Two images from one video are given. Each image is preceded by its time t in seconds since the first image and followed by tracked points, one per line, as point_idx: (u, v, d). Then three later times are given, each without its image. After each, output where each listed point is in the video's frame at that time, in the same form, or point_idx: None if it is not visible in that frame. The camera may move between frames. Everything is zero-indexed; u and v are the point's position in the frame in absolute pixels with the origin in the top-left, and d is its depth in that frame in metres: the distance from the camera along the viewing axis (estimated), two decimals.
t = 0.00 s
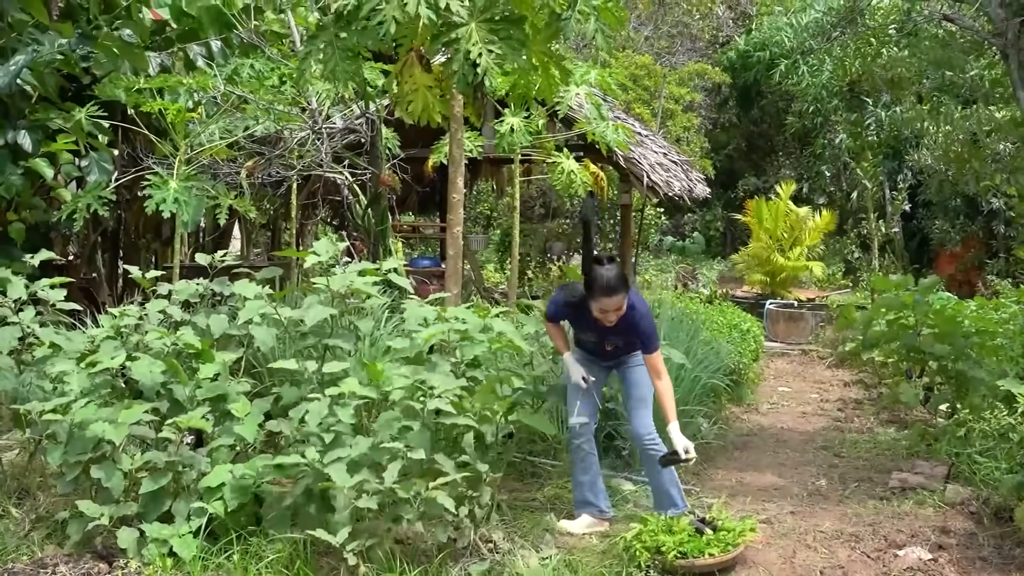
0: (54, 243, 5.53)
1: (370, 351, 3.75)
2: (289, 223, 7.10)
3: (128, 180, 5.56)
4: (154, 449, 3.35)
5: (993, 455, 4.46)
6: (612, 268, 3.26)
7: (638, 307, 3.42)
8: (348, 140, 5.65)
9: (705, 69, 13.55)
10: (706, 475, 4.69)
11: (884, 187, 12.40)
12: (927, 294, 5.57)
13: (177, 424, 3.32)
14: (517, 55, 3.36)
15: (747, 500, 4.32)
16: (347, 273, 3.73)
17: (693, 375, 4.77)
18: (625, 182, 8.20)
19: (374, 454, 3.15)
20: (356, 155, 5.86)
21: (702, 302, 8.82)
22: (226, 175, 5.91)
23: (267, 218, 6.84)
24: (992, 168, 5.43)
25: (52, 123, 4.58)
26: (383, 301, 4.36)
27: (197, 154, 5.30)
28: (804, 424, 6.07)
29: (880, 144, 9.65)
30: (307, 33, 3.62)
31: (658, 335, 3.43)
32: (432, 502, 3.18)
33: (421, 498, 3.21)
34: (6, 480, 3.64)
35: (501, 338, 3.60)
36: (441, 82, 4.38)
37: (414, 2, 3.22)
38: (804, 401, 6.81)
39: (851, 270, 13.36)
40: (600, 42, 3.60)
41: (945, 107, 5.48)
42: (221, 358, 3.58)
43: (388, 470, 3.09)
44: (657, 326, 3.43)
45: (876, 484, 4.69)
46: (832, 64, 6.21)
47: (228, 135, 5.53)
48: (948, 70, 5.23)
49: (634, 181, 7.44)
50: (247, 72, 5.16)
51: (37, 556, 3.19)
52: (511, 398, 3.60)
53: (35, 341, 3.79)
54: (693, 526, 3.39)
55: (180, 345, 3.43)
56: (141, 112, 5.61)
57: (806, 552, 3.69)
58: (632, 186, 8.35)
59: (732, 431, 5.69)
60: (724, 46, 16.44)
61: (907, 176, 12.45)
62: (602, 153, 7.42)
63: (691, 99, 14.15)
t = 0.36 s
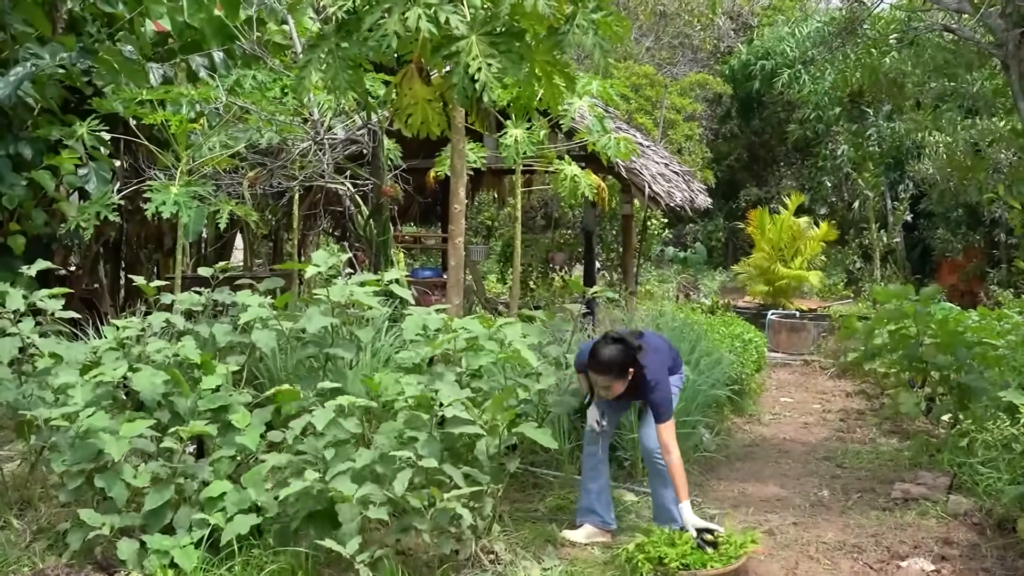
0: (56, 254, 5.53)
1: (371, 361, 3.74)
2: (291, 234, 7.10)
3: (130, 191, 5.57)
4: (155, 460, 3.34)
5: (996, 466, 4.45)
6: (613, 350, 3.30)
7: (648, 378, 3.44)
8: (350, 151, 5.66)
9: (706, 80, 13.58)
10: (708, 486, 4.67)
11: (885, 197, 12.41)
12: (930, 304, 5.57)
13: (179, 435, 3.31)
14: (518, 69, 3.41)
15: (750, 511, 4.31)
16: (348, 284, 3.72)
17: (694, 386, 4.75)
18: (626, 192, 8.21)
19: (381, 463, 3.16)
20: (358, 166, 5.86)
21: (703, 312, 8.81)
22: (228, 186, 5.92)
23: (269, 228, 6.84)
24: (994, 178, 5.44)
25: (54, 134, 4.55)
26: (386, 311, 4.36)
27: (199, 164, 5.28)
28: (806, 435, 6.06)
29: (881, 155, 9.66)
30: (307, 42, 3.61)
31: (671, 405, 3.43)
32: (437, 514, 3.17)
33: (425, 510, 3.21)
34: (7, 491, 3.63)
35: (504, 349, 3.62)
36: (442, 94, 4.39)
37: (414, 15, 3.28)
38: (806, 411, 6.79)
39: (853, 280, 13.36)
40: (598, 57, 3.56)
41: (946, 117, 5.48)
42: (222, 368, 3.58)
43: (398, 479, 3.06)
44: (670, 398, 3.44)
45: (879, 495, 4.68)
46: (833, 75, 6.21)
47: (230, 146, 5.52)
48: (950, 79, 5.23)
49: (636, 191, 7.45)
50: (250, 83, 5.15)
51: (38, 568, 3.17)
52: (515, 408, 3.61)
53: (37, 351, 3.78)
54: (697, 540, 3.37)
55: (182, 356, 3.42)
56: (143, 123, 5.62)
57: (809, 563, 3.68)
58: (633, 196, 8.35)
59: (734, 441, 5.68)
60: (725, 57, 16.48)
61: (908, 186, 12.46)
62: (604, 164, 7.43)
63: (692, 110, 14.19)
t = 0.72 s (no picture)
0: (57, 265, 5.54)
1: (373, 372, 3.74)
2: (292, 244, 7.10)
3: (131, 202, 5.58)
4: (156, 471, 3.33)
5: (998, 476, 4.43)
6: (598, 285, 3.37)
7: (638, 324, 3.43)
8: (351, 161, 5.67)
9: (706, 91, 13.60)
10: (709, 497, 4.66)
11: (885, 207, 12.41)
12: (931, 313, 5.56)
13: (180, 446, 3.30)
14: (519, 78, 3.43)
15: (751, 522, 4.29)
16: (348, 294, 3.72)
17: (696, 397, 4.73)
18: (627, 202, 8.22)
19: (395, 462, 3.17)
20: (359, 177, 5.87)
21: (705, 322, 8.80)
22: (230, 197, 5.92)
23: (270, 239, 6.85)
24: (995, 188, 5.44)
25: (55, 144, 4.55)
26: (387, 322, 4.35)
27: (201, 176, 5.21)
28: (808, 446, 6.04)
29: (882, 165, 9.66)
30: (309, 53, 3.66)
31: (666, 352, 3.39)
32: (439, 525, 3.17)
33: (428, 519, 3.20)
34: (7, 503, 3.62)
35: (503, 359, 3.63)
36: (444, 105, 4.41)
37: (415, 27, 3.30)
38: (808, 422, 6.78)
39: (854, 290, 13.35)
40: (599, 68, 3.63)
41: (947, 127, 5.49)
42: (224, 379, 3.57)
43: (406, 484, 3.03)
44: (664, 343, 3.41)
45: (881, 506, 4.67)
46: (833, 86, 6.22)
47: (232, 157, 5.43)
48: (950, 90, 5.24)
49: (637, 201, 7.45)
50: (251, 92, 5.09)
51: None
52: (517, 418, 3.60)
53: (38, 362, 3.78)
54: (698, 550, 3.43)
55: (183, 366, 3.41)
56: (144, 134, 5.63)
57: (811, 574, 3.67)
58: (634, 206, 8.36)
59: (736, 452, 5.67)
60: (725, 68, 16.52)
61: (909, 196, 12.47)
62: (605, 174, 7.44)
63: (693, 120, 14.22)
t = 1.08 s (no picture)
0: (58, 276, 5.54)
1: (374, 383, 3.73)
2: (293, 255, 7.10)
3: (132, 214, 5.58)
4: (157, 482, 3.31)
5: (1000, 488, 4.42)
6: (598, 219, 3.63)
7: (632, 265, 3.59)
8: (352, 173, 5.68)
9: (707, 103, 13.63)
10: (711, 508, 4.64)
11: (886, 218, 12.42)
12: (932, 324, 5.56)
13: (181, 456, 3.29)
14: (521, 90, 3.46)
15: (753, 534, 4.27)
16: (351, 304, 3.73)
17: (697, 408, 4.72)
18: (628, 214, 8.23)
19: (386, 481, 3.08)
20: (360, 189, 5.88)
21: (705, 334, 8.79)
22: (231, 208, 5.92)
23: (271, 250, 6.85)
24: (995, 199, 5.44)
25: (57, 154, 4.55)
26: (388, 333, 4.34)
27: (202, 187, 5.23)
28: (810, 457, 6.02)
29: (882, 176, 9.68)
30: (312, 65, 3.70)
31: (646, 294, 3.48)
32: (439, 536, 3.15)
33: (427, 531, 3.18)
34: (8, 514, 3.60)
35: (503, 371, 3.63)
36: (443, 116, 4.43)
37: (420, 53, 3.31)
38: (809, 433, 6.76)
39: (855, 302, 13.35)
40: (601, 79, 3.65)
41: (947, 138, 5.50)
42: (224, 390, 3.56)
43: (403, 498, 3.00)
44: (649, 287, 3.50)
45: (883, 517, 4.65)
46: (832, 97, 6.24)
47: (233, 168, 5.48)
48: (951, 101, 5.25)
49: (637, 212, 7.45)
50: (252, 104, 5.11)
51: None
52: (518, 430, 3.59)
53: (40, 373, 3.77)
54: (700, 561, 3.40)
55: (184, 377, 3.41)
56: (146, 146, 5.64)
57: None
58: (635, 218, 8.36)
59: (738, 463, 5.65)
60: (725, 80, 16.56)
61: (909, 208, 12.48)
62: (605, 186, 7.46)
63: (694, 132, 14.25)
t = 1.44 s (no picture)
0: (59, 290, 5.54)
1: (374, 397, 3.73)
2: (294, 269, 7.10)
3: (133, 228, 5.58)
4: (156, 497, 3.29)
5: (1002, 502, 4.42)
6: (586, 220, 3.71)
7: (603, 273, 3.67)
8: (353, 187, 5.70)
9: (707, 116, 13.66)
10: (712, 523, 4.62)
11: (887, 232, 12.44)
12: (934, 337, 5.55)
13: (180, 472, 3.27)
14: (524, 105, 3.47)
15: (754, 549, 4.25)
16: (352, 318, 3.72)
17: (699, 423, 4.69)
18: (629, 227, 8.24)
19: (383, 497, 3.05)
20: (361, 203, 5.88)
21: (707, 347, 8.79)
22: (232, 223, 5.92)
23: (271, 264, 6.85)
24: (996, 213, 5.45)
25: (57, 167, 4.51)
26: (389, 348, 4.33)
27: (202, 201, 5.24)
28: (812, 471, 6.01)
29: (883, 190, 9.70)
30: (311, 79, 3.70)
31: (592, 302, 3.57)
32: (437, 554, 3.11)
33: (424, 549, 3.16)
34: (8, 530, 3.59)
35: (503, 386, 3.63)
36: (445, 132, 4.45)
37: (423, 68, 3.32)
38: (810, 447, 6.75)
39: (856, 315, 13.35)
40: (601, 92, 3.67)
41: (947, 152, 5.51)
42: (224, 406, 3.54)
43: (398, 518, 2.96)
44: (598, 295, 3.58)
45: (885, 532, 4.63)
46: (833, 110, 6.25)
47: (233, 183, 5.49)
48: (950, 114, 5.26)
49: (638, 226, 7.45)
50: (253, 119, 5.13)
51: None
52: (518, 445, 3.58)
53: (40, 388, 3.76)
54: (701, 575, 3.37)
55: (183, 392, 3.39)
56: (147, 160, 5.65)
57: None
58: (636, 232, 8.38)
59: (739, 477, 5.64)
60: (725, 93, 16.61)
61: (910, 221, 12.49)
62: (606, 199, 7.47)
63: (694, 146, 14.29)
